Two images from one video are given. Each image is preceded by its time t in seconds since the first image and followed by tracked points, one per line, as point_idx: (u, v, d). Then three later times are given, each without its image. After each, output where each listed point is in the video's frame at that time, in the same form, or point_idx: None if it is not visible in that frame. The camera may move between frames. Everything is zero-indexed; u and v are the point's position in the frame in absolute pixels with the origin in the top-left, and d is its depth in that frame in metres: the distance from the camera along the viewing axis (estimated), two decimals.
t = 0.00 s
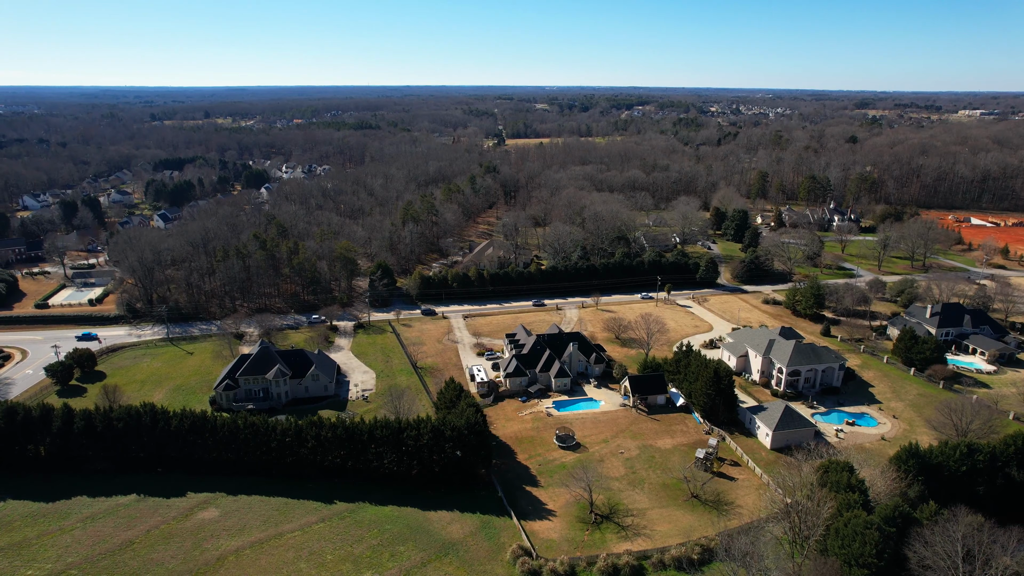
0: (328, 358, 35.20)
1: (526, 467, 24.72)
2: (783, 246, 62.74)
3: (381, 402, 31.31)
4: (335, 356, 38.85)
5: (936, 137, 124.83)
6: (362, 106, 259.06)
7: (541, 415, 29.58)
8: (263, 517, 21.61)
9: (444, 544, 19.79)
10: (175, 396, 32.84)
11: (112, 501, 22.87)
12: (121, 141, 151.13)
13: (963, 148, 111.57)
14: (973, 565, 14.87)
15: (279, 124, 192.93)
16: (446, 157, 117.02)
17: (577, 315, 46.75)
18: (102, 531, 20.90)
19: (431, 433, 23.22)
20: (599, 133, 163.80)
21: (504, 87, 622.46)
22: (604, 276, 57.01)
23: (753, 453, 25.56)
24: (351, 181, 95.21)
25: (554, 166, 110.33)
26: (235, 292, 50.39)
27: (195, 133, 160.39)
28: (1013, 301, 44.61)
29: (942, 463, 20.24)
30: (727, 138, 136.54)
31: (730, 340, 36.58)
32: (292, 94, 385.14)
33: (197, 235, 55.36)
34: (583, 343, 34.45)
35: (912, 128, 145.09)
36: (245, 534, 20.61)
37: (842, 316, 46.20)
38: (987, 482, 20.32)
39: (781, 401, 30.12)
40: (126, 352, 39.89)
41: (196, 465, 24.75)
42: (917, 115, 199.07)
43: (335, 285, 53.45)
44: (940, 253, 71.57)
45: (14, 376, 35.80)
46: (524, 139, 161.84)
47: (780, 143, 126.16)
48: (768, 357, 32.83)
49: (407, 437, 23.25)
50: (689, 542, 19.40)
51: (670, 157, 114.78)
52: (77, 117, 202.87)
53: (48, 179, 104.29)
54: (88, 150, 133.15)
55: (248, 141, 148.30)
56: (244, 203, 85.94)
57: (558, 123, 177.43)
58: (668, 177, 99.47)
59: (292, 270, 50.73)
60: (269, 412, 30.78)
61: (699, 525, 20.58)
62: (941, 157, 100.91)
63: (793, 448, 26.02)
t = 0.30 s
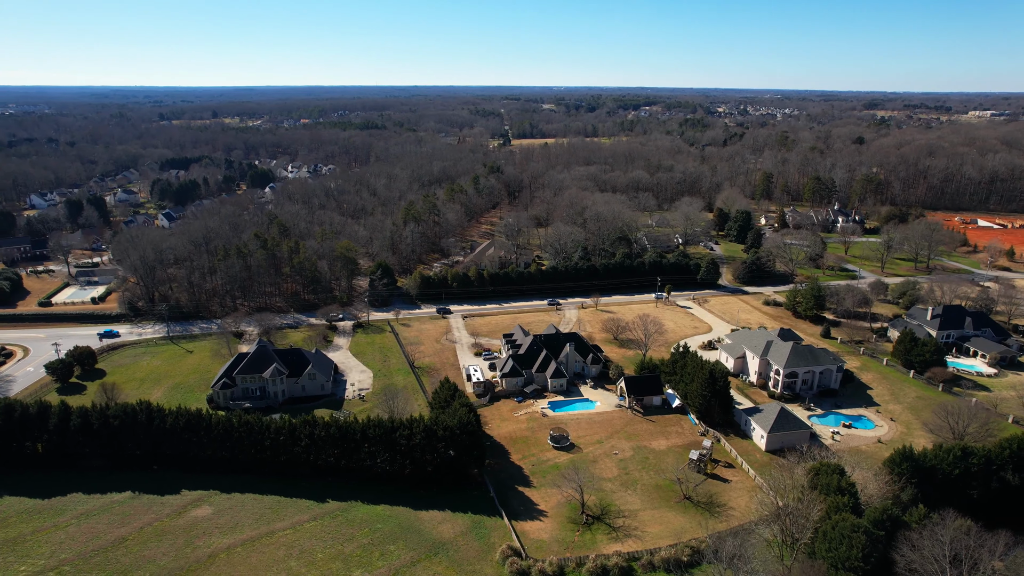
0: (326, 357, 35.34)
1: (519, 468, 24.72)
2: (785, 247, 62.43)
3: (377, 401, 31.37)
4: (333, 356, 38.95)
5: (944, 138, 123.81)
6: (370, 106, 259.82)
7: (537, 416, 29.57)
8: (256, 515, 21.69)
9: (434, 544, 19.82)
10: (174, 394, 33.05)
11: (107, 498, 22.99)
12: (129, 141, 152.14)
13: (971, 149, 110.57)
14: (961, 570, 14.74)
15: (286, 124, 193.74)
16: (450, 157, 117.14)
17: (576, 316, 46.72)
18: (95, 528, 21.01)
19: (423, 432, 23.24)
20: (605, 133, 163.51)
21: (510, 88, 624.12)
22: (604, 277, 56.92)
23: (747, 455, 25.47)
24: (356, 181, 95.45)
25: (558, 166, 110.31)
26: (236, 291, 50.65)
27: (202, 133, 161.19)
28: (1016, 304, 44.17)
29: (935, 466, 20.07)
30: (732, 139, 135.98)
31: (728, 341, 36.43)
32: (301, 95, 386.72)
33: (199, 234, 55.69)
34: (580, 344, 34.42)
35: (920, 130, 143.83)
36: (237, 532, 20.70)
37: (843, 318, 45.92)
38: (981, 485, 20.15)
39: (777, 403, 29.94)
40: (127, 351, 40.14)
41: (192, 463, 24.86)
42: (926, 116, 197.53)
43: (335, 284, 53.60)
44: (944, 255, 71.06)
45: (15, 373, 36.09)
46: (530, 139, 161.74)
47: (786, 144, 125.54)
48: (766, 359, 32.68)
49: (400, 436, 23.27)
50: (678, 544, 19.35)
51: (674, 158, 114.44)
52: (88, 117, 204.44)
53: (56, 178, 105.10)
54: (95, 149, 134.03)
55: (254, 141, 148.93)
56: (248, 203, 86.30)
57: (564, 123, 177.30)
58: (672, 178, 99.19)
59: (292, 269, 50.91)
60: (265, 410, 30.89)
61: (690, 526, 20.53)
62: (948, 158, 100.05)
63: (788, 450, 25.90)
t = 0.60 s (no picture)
0: (323, 356, 35.47)
1: (512, 468, 24.71)
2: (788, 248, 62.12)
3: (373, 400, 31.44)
4: (331, 356, 39.07)
5: (952, 139, 122.86)
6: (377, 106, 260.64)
7: (532, 416, 29.56)
8: (248, 513, 21.79)
9: (424, 543, 19.84)
10: (172, 392, 33.25)
11: (102, 495, 23.14)
12: (138, 140, 153.29)
13: (979, 150, 109.60)
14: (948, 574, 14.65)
15: (293, 124, 194.62)
16: (455, 157, 117.29)
17: (575, 317, 46.66)
18: (89, 524, 21.13)
19: (416, 432, 23.25)
20: (610, 133, 163.24)
21: (517, 88, 625.21)
22: (605, 278, 56.81)
23: (741, 457, 25.37)
24: (360, 181, 95.73)
25: (562, 166, 110.29)
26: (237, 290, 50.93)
27: (209, 132, 162.09)
28: (1020, 306, 43.75)
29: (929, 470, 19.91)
30: (738, 140, 135.43)
31: (726, 342, 36.28)
32: (311, 94, 388.29)
33: (201, 233, 56.03)
34: (577, 345, 34.40)
35: (929, 130, 142.56)
36: (229, 530, 20.78)
37: (844, 320, 45.64)
38: (975, 489, 20.00)
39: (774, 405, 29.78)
40: (128, 349, 40.42)
41: (187, 460, 24.96)
42: (936, 117, 196.02)
43: (336, 284, 53.76)
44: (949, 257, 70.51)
45: (16, 370, 36.42)
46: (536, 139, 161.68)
47: (792, 145, 124.86)
48: (763, 360, 32.53)
49: (392, 435, 23.29)
50: (668, 545, 19.29)
51: (679, 159, 114.08)
52: (98, 117, 205.92)
53: (64, 177, 106.04)
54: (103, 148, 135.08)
55: (261, 141, 149.59)
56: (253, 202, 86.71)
57: (570, 124, 177.19)
58: (676, 178, 98.88)
59: (293, 268, 51.11)
60: (262, 409, 31.04)
61: (681, 528, 20.47)
62: (956, 160, 99.20)
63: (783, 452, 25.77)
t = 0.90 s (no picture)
0: (321, 355, 35.61)
1: (506, 468, 24.73)
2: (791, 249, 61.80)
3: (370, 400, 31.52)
4: (330, 355, 39.22)
5: (962, 139, 121.76)
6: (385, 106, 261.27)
7: (527, 417, 29.57)
8: (242, 511, 21.89)
9: (415, 543, 19.88)
10: (171, 390, 33.49)
11: (98, 492, 23.28)
12: (146, 140, 154.41)
13: (989, 151, 108.50)
14: None
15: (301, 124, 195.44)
16: (460, 157, 117.41)
17: (575, 318, 46.64)
18: (84, 521, 21.27)
19: (408, 431, 23.32)
20: (617, 134, 162.82)
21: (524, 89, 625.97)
22: (606, 278, 56.71)
23: (736, 459, 25.26)
24: (364, 180, 95.97)
25: (567, 167, 110.17)
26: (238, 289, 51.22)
27: (217, 132, 162.98)
28: None
29: (923, 473, 19.73)
30: (745, 140, 134.77)
31: (725, 344, 36.15)
32: (319, 94, 389.13)
33: (204, 232, 56.39)
34: (574, 345, 34.40)
35: (938, 131, 141.24)
36: (222, 528, 20.87)
37: (845, 321, 45.36)
38: (971, 493, 19.80)
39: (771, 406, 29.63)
40: (129, 347, 40.73)
41: (183, 458, 25.09)
42: (947, 118, 194.30)
43: (337, 283, 53.97)
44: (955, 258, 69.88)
45: (19, 367, 36.80)
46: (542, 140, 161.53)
47: (799, 145, 124.18)
48: (761, 362, 32.38)
49: (385, 435, 23.34)
50: (659, 547, 19.23)
51: (685, 159, 113.69)
52: (108, 117, 207.44)
53: (73, 176, 107.04)
54: (112, 148, 136.16)
55: (268, 141, 150.23)
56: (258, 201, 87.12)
57: (577, 124, 176.98)
58: (681, 179, 98.54)
59: (294, 267, 51.34)
60: (259, 407, 31.21)
61: (672, 530, 20.42)
62: (964, 161, 98.26)
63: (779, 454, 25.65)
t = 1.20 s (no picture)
0: (320, 354, 35.76)
1: (499, 468, 24.75)
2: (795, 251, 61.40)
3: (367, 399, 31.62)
4: (330, 354, 39.36)
5: (972, 141, 120.52)
6: (394, 106, 262.35)
7: (523, 417, 29.58)
8: (235, 508, 21.98)
9: (406, 542, 19.93)
10: (171, 387, 33.75)
11: (94, 488, 23.47)
12: (155, 139, 155.57)
13: (999, 152, 107.30)
14: None
15: (309, 124, 196.30)
16: (466, 158, 117.50)
17: (575, 318, 46.60)
18: (80, 517, 21.43)
19: (401, 431, 23.38)
20: (624, 134, 162.33)
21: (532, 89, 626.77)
22: (607, 279, 56.61)
23: (731, 461, 25.16)
24: (370, 180, 96.28)
25: (572, 167, 110.03)
26: (240, 288, 51.50)
27: (225, 132, 164.01)
28: None
29: (917, 477, 19.58)
30: (754, 141, 134.15)
31: (724, 345, 36.02)
32: (327, 94, 390.35)
33: (208, 232, 56.81)
34: (572, 346, 34.37)
35: (949, 132, 139.85)
36: (215, 525, 20.97)
37: (847, 323, 45.06)
38: (967, 497, 19.60)
39: (768, 409, 29.43)
40: (131, 345, 41.07)
41: (179, 456, 25.24)
42: (959, 119, 192.56)
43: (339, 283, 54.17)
44: (962, 261, 69.25)
45: (21, 364, 37.20)
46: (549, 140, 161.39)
47: (807, 147, 123.41)
48: (759, 364, 32.21)
49: (379, 434, 23.39)
50: (649, 549, 19.18)
51: (691, 160, 113.27)
52: (118, 117, 209.19)
53: (82, 176, 108.02)
54: (122, 147, 137.31)
55: (276, 141, 150.93)
56: (264, 201, 87.60)
57: (585, 124, 176.73)
58: (686, 180, 98.18)
59: (296, 267, 51.58)
60: (257, 406, 31.37)
61: (664, 532, 20.35)
62: (973, 162, 97.28)
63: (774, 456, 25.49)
